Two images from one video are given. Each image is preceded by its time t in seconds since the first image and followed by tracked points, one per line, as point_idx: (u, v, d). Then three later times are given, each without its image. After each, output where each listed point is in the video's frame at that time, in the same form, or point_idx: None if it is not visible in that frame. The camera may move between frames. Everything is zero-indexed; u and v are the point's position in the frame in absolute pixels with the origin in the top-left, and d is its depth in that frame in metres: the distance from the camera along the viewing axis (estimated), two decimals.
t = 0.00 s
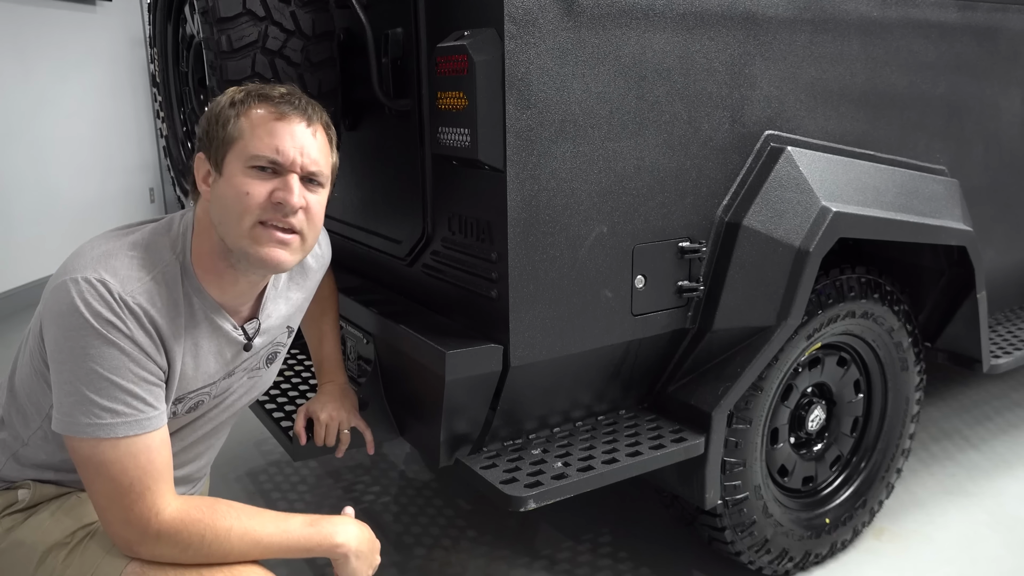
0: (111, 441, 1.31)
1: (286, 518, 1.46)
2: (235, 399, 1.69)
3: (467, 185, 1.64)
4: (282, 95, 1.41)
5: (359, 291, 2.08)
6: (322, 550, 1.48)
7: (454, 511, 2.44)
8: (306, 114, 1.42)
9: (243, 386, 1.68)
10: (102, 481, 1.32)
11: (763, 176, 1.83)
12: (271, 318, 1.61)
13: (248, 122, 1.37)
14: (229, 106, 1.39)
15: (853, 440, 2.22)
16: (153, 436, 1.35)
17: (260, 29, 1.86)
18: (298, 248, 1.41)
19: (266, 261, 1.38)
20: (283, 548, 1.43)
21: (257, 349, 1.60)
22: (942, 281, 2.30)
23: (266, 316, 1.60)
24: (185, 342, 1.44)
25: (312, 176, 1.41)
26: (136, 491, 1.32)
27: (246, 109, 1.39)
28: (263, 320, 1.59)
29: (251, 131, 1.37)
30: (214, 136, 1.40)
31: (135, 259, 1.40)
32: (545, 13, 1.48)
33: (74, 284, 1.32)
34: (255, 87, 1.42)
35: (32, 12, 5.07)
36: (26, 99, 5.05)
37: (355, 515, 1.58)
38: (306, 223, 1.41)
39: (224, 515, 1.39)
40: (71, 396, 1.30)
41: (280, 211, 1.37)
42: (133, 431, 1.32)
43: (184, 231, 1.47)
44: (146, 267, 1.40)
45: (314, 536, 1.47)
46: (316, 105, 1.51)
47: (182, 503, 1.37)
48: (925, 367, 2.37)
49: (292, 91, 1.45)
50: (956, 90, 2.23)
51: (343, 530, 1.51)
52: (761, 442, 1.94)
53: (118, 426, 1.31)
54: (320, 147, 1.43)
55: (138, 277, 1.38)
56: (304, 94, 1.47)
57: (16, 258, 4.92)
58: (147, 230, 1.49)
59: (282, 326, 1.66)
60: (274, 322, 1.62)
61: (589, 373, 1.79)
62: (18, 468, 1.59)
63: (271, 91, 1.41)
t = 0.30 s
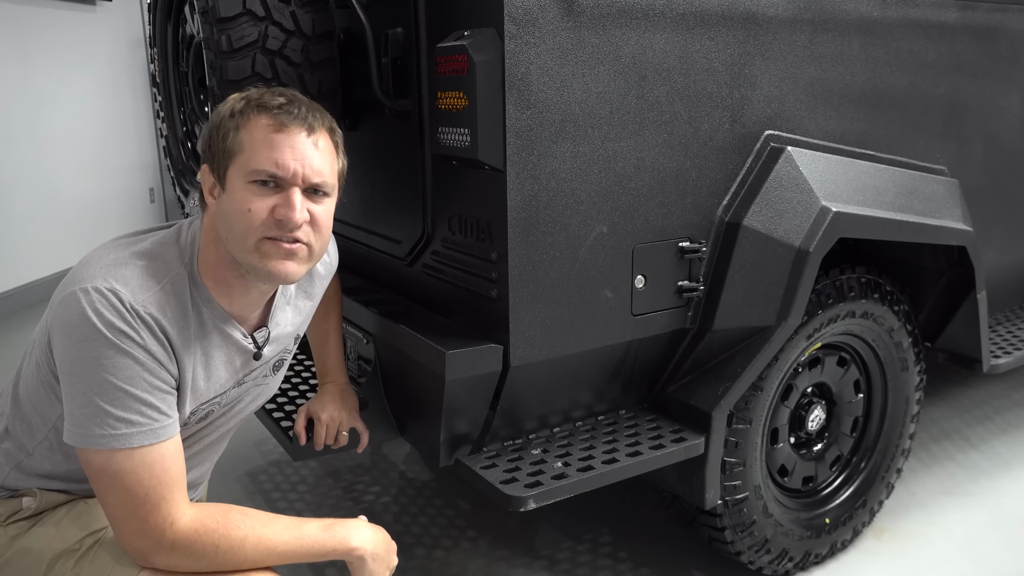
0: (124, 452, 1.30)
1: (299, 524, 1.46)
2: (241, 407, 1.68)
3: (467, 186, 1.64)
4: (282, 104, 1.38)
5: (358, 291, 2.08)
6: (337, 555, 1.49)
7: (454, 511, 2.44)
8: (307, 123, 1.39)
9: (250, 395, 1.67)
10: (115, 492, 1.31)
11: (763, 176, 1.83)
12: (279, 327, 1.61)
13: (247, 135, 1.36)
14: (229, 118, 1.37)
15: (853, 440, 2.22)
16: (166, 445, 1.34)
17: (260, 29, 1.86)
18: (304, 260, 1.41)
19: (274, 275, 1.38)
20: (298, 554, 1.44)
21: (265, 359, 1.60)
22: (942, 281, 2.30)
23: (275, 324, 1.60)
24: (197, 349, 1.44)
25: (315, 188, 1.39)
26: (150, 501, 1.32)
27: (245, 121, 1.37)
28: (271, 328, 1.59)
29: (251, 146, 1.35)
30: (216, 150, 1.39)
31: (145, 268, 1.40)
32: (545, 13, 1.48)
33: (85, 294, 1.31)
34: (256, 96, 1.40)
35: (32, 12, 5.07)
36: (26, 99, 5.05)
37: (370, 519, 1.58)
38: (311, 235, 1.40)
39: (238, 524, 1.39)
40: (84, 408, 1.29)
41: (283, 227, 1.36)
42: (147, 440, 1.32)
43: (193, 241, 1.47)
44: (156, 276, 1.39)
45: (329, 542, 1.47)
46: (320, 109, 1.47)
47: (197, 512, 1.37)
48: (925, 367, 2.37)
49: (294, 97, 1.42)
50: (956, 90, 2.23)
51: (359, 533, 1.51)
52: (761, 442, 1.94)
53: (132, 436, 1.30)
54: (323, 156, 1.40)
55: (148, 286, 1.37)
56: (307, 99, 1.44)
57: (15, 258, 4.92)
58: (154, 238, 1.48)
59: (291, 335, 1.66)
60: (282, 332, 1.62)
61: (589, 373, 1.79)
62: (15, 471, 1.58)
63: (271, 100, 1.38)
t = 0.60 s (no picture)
0: (118, 448, 1.30)
1: (293, 525, 1.45)
2: (239, 410, 1.67)
3: (467, 186, 1.64)
4: (306, 135, 1.33)
5: (358, 291, 2.08)
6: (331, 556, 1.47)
7: (454, 511, 2.44)
8: (328, 157, 1.34)
9: (250, 400, 1.67)
10: (108, 488, 1.31)
11: (763, 176, 1.83)
12: (278, 333, 1.60)
13: (265, 162, 1.31)
14: (250, 141, 1.32)
15: (853, 440, 2.22)
16: (160, 443, 1.34)
17: (260, 29, 1.86)
18: (301, 293, 1.39)
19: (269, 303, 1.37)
20: (290, 556, 1.43)
21: (265, 365, 1.59)
22: (942, 281, 2.30)
23: (273, 331, 1.59)
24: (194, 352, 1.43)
25: (323, 224, 1.36)
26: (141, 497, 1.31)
27: (266, 146, 1.32)
28: (269, 334, 1.58)
29: (267, 176, 1.31)
30: (233, 169, 1.34)
31: (143, 269, 1.40)
32: (545, 13, 1.48)
33: (80, 290, 1.32)
34: (282, 121, 1.34)
35: (32, 10, 5.06)
36: (25, 99, 5.04)
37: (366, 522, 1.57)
38: (313, 271, 1.37)
39: (231, 524, 1.38)
40: (77, 403, 1.29)
41: (285, 261, 1.33)
42: (140, 437, 1.31)
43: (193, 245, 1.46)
44: (153, 276, 1.40)
45: (324, 542, 1.46)
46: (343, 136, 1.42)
47: (188, 511, 1.36)
48: (925, 367, 2.37)
49: (319, 125, 1.36)
50: (956, 90, 2.23)
51: (354, 534, 1.50)
52: (761, 442, 1.94)
53: (124, 432, 1.30)
54: (337, 192, 1.36)
55: (144, 286, 1.37)
56: (331, 127, 1.39)
57: (15, 258, 4.92)
58: (154, 240, 1.48)
59: (291, 341, 1.65)
60: (280, 339, 1.61)
61: (589, 373, 1.79)
62: (16, 470, 1.58)
63: (295, 128, 1.33)
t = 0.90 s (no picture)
0: (105, 438, 1.31)
1: (275, 518, 1.44)
2: (231, 402, 1.68)
3: (467, 185, 1.64)
4: (271, 102, 1.37)
5: (359, 291, 2.08)
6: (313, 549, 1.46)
7: (454, 511, 2.44)
8: (295, 121, 1.38)
9: (242, 391, 1.67)
10: (96, 477, 1.31)
11: (763, 176, 1.83)
12: (269, 324, 1.61)
13: (239, 133, 1.34)
14: (220, 117, 1.36)
15: (853, 440, 2.22)
16: (147, 434, 1.34)
17: (260, 29, 1.86)
18: (297, 255, 1.40)
19: (268, 272, 1.37)
20: (271, 548, 1.42)
21: (255, 354, 1.60)
22: (942, 281, 2.30)
23: (264, 321, 1.60)
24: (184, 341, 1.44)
25: (306, 184, 1.39)
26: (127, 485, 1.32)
27: (236, 119, 1.35)
28: (260, 324, 1.59)
29: (243, 144, 1.34)
30: (207, 150, 1.37)
31: (134, 259, 1.41)
32: (545, 13, 1.48)
33: (72, 280, 1.32)
34: (245, 94, 1.38)
35: (31, 10, 5.06)
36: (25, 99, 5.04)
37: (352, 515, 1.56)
38: (304, 232, 1.40)
39: (211, 517, 1.37)
40: (65, 392, 1.30)
41: (277, 223, 1.35)
42: (128, 428, 1.32)
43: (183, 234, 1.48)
44: (144, 267, 1.40)
45: (306, 535, 1.45)
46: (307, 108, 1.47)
47: (171, 503, 1.35)
48: (925, 367, 2.37)
49: (281, 96, 1.41)
50: (957, 90, 2.23)
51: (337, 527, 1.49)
52: (761, 442, 1.94)
53: (112, 423, 1.30)
54: (313, 153, 1.40)
55: (135, 277, 1.37)
56: (294, 98, 1.43)
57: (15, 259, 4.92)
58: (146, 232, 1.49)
59: (282, 333, 1.66)
60: (271, 330, 1.62)
61: (589, 373, 1.79)
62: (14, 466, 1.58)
63: (260, 99, 1.37)
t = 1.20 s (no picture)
0: (97, 433, 1.31)
1: (267, 508, 1.42)
2: (222, 391, 1.69)
3: (467, 185, 1.64)
4: (238, 89, 1.39)
5: (359, 291, 2.08)
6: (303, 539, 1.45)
7: (454, 511, 2.44)
8: (263, 106, 1.39)
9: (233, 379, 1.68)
10: (87, 470, 1.31)
11: (763, 176, 1.83)
12: (257, 311, 1.62)
13: (206, 120, 1.36)
14: (188, 105, 1.38)
15: (853, 440, 2.22)
16: (139, 428, 1.35)
17: (261, 29, 1.87)
18: (267, 241, 1.41)
19: (236, 260, 1.38)
20: (263, 538, 1.40)
21: (243, 341, 1.60)
22: (942, 281, 2.30)
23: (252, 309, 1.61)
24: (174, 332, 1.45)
25: (274, 170, 1.40)
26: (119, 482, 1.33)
27: (204, 107, 1.37)
28: (248, 311, 1.60)
29: (209, 131, 1.36)
30: (178, 138, 1.39)
31: (122, 249, 1.41)
32: (545, 13, 1.48)
33: (62, 277, 1.33)
34: (212, 82, 1.40)
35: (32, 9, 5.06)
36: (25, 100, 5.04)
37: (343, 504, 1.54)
38: (274, 217, 1.40)
39: (203, 508, 1.37)
40: (57, 388, 1.31)
41: (245, 209, 1.36)
42: (120, 422, 1.32)
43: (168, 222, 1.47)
44: (132, 257, 1.40)
45: (296, 523, 1.43)
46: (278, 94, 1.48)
47: (163, 495, 1.36)
48: (925, 367, 2.37)
49: (251, 83, 1.43)
50: (956, 90, 2.23)
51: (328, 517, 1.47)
52: (761, 442, 1.94)
53: (104, 417, 1.31)
54: (282, 138, 1.41)
55: (124, 269, 1.38)
56: (264, 85, 1.45)
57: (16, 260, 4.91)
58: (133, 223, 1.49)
59: (271, 319, 1.67)
60: (260, 316, 1.62)
61: (589, 373, 1.79)
62: (12, 466, 1.58)
63: (227, 86, 1.39)
